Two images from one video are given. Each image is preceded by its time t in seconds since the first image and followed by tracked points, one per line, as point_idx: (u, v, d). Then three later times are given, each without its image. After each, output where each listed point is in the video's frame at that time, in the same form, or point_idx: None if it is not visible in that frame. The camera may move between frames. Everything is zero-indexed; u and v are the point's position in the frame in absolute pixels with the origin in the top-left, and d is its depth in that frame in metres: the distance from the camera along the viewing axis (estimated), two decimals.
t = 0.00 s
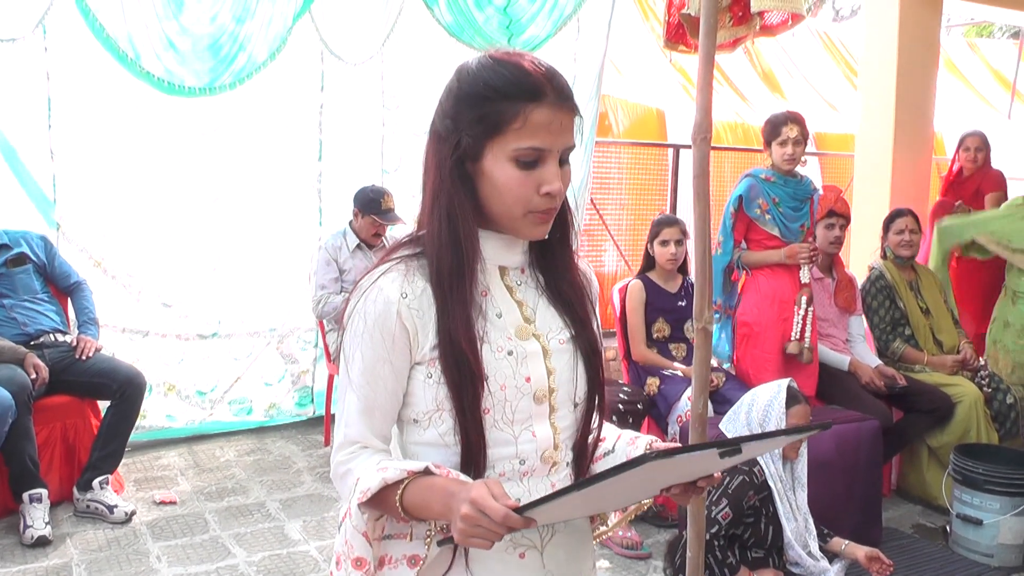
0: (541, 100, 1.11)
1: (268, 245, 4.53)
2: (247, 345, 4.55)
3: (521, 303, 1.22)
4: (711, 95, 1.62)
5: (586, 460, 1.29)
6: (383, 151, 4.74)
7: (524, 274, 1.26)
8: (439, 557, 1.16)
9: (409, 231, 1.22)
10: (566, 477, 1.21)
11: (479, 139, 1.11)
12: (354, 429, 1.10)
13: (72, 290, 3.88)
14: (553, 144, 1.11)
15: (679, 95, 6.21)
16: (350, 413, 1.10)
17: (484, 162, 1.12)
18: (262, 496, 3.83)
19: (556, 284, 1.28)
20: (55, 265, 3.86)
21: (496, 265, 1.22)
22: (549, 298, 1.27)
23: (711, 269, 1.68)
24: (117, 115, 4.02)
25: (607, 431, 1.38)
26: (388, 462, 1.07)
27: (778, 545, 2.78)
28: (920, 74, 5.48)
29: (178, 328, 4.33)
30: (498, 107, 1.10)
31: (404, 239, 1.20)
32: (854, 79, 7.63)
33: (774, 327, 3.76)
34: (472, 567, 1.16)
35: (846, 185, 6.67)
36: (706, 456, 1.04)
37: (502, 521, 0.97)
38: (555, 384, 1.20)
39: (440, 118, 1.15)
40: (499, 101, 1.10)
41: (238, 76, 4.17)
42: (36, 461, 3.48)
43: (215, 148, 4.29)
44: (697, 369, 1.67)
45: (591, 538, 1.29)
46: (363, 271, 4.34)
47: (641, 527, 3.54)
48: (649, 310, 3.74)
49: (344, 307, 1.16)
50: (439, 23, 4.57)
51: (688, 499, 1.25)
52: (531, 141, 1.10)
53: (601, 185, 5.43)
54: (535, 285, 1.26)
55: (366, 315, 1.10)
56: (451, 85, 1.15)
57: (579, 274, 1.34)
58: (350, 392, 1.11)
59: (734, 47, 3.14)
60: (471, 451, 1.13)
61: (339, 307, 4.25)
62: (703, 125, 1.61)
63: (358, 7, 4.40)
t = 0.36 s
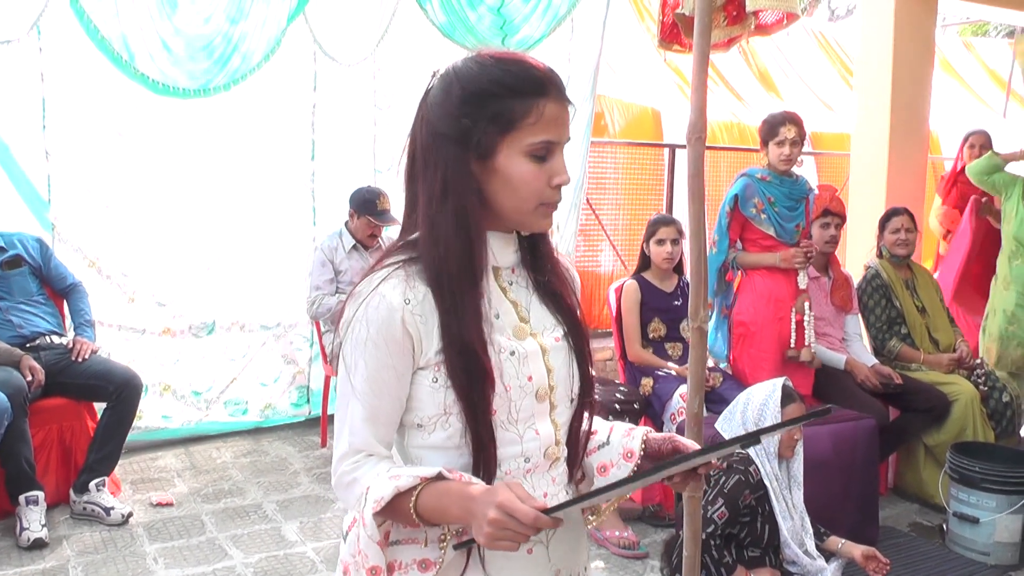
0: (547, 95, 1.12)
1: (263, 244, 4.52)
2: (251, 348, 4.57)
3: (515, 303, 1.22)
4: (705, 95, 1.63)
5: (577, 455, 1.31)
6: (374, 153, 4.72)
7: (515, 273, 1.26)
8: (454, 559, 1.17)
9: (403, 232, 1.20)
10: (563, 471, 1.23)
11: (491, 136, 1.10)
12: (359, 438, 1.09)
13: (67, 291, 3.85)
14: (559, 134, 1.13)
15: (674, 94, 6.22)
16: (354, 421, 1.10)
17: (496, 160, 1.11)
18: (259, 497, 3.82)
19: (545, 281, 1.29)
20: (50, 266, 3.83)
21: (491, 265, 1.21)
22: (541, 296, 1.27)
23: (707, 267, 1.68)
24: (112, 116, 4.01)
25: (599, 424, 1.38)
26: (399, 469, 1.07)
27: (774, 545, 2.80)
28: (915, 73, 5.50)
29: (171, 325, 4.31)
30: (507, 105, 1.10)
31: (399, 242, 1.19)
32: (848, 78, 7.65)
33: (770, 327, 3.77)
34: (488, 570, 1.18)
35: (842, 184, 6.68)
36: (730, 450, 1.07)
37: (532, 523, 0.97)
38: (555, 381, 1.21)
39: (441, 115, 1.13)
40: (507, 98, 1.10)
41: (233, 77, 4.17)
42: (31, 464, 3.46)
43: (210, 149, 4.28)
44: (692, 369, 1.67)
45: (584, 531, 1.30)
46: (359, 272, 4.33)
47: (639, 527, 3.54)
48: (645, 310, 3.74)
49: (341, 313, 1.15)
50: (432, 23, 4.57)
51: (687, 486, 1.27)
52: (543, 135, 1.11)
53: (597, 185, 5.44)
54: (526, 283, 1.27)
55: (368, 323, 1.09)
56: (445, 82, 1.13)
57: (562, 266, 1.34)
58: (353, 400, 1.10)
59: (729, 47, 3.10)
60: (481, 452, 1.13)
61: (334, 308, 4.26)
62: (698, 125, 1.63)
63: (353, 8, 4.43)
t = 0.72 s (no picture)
0: (554, 105, 1.12)
1: (259, 244, 4.50)
2: (244, 346, 4.54)
3: (514, 302, 1.22)
4: (700, 92, 1.63)
5: (576, 451, 1.32)
6: (368, 151, 4.70)
7: (511, 273, 1.26)
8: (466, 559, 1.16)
9: (401, 234, 1.19)
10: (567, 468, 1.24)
11: (494, 142, 1.10)
12: (367, 442, 1.08)
13: (66, 293, 3.87)
14: (560, 145, 1.13)
15: (671, 93, 6.22)
16: (362, 425, 1.09)
17: (497, 166, 1.11)
18: (258, 498, 3.81)
19: (539, 278, 1.30)
20: (49, 269, 3.84)
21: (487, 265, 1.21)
22: (538, 295, 1.28)
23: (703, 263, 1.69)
24: (108, 117, 4.01)
25: (597, 420, 1.38)
26: (412, 472, 1.07)
27: (773, 544, 2.78)
28: (912, 72, 5.50)
29: (167, 322, 4.30)
30: (515, 111, 1.09)
31: (397, 244, 1.18)
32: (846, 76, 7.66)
33: (765, 326, 3.78)
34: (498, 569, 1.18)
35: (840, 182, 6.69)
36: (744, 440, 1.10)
37: (557, 518, 0.96)
38: (557, 378, 1.22)
39: (445, 117, 1.12)
40: (516, 105, 1.10)
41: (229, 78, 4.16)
42: (30, 466, 3.45)
43: (207, 150, 4.28)
44: (690, 367, 1.66)
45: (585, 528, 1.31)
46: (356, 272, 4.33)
47: (638, 526, 3.54)
48: (642, 309, 3.75)
49: (344, 317, 1.14)
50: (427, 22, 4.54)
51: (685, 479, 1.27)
52: (545, 145, 1.11)
53: (595, 185, 5.44)
54: (522, 282, 1.27)
55: (374, 327, 1.08)
56: (451, 83, 1.12)
57: (552, 262, 1.34)
58: (361, 405, 1.09)
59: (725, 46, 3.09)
60: (490, 450, 1.13)
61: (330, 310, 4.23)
62: (693, 124, 1.64)
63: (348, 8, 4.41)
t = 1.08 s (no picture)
0: (539, 118, 1.11)
1: (251, 247, 4.50)
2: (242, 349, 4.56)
3: (511, 310, 1.22)
4: (695, 97, 1.65)
5: (575, 459, 1.31)
6: (360, 153, 4.71)
7: (510, 280, 1.26)
8: (456, 564, 1.16)
9: (400, 239, 1.21)
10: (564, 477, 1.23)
11: (475, 152, 1.10)
12: (359, 446, 1.09)
13: (61, 298, 3.86)
14: (546, 159, 1.12)
15: (667, 98, 6.23)
16: (354, 430, 1.09)
17: (479, 176, 1.12)
18: (254, 503, 3.81)
19: (542, 287, 1.29)
20: (45, 274, 3.84)
21: (486, 273, 1.21)
22: (536, 304, 1.28)
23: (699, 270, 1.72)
24: (105, 123, 4.02)
25: (596, 429, 1.38)
26: (400, 475, 1.07)
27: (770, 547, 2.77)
28: (907, 77, 5.52)
29: (159, 321, 4.28)
30: (499, 121, 1.09)
31: (395, 250, 1.20)
32: (842, 82, 7.68)
33: (759, 330, 3.78)
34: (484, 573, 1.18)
35: (836, 187, 6.70)
36: (732, 446, 1.11)
37: (536, 523, 0.98)
38: (553, 387, 1.21)
39: (434, 129, 1.14)
40: (500, 116, 1.10)
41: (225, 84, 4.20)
42: (25, 471, 3.45)
43: (203, 155, 4.28)
44: (684, 373, 1.67)
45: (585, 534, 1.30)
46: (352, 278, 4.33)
47: (634, 531, 3.54)
48: (638, 313, 3.75)
49: (340, 322, 1.15)
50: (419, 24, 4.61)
51: (685, 489, 1.29)
52: (527, 158, 1.10)
53: (591, 190, 5.45)
54: (521, 290, 1.27)
55: (367, 331, 1.09)
56: (443, 92, 1.14)
57: (559, 276, 1.35)
58: (353, 409, 1.09)
59: (719, 51, 3.07)
60: (479, 457, 1.13)
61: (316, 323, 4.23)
62: (688, 129, 1.65)
63: (345, 13, 4.44)
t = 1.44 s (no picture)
0: (520, 122, 1.11)
1: (240, 256, 4.50)
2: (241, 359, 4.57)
3: (502, 315, 1.22)
4: (683, 96, 1.65)
5: (572, 466, 1.32)
6: (347, 157, 4.70)
7: (503, 286, 1.26)
8: (437, 568, 1.16)
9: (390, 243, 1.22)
10: (555, 483, 1.23)
11: (455, 156, 1.11)
12: (345, 449, 1.09)
13: (56, 312, 3.85)
14: (527, 163, 1.11)
15: (658, 100, 6.24)
16: (340, 433, 1.10)
17: (461, 179, 1.12)
18: (252, 513, 3.80)
19: (535, 293, 1.29)
20: (39, 288, 3.83)
21: (476, 279, 1.22)
22: (529, 309, 1.27)
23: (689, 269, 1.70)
24: (96, 135, 4.04)
25: (594, 436, 1.39)
26: (382, 478, 1.07)
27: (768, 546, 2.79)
28: (897, 74, 5.53)
29: (153, 328, 4.28)
30: (476, 125, 1.10)
31: (385, 253, 1.20)
32: (833, 81, 7.70)
33: (755, 329, 3.78)
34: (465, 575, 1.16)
35: (830, 186, 6.71)
36: (705, 452, 1.09)
37: (505, 528, 0.97)
38: (542, 393, 1.21)
39: (420, 132, 1.15)
40: (479, 121, 1.10)
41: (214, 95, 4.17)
42: (22, 486, 3.44)
43: (194, 165, 4.30)
44: (676, 374, 1.67)
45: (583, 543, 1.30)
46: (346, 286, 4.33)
47: (633, 533, 3.54)
48: (633, 316, 3.75)
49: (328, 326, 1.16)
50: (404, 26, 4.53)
51: (679, 498, 1.28)
52: (506, 162, 1.10)
53: (584, 193, 5.46)
54: (514, 296, 1.27)
55: (352, 335, 1.09)
56: (430, 97, 1.15)
57: (556, 283, 1.34)
58: (338, 412, 1.10)
59: (706, 51, 3.06)
60: (462, 462, 1.13)
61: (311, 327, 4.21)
62: (676, 129, 1.66)
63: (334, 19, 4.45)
